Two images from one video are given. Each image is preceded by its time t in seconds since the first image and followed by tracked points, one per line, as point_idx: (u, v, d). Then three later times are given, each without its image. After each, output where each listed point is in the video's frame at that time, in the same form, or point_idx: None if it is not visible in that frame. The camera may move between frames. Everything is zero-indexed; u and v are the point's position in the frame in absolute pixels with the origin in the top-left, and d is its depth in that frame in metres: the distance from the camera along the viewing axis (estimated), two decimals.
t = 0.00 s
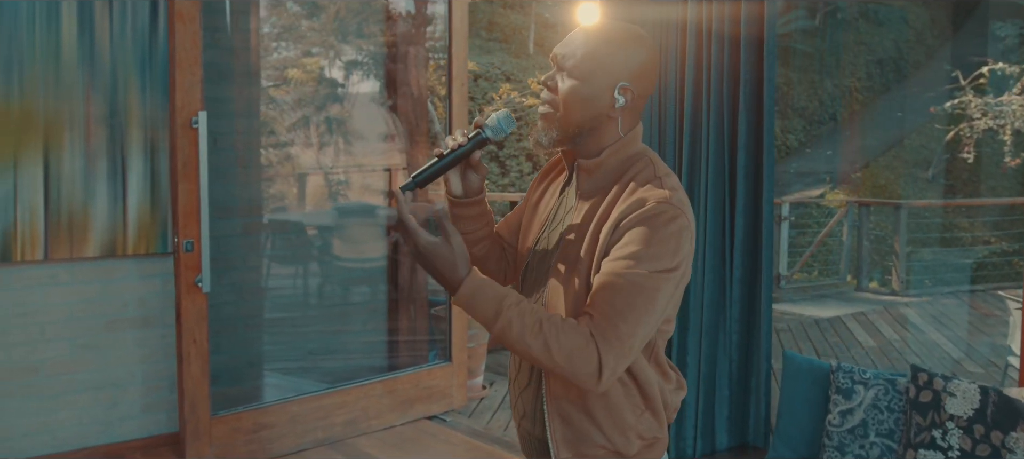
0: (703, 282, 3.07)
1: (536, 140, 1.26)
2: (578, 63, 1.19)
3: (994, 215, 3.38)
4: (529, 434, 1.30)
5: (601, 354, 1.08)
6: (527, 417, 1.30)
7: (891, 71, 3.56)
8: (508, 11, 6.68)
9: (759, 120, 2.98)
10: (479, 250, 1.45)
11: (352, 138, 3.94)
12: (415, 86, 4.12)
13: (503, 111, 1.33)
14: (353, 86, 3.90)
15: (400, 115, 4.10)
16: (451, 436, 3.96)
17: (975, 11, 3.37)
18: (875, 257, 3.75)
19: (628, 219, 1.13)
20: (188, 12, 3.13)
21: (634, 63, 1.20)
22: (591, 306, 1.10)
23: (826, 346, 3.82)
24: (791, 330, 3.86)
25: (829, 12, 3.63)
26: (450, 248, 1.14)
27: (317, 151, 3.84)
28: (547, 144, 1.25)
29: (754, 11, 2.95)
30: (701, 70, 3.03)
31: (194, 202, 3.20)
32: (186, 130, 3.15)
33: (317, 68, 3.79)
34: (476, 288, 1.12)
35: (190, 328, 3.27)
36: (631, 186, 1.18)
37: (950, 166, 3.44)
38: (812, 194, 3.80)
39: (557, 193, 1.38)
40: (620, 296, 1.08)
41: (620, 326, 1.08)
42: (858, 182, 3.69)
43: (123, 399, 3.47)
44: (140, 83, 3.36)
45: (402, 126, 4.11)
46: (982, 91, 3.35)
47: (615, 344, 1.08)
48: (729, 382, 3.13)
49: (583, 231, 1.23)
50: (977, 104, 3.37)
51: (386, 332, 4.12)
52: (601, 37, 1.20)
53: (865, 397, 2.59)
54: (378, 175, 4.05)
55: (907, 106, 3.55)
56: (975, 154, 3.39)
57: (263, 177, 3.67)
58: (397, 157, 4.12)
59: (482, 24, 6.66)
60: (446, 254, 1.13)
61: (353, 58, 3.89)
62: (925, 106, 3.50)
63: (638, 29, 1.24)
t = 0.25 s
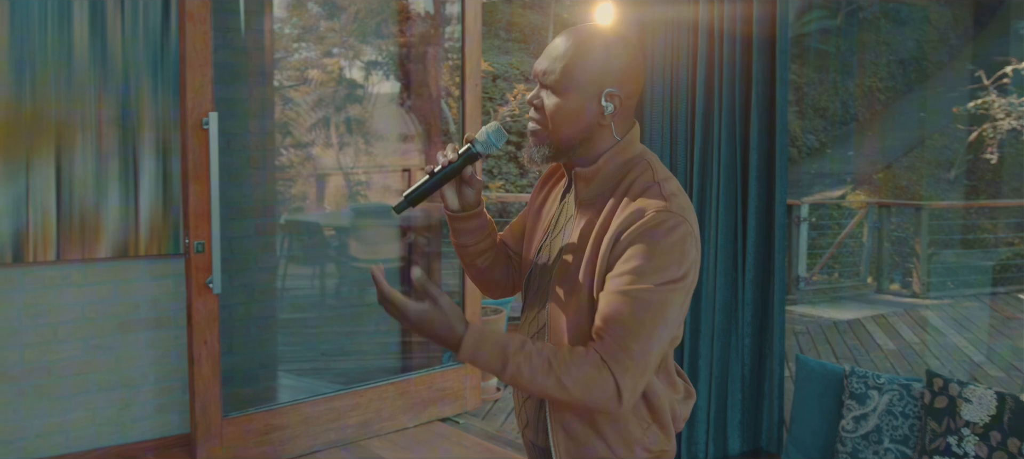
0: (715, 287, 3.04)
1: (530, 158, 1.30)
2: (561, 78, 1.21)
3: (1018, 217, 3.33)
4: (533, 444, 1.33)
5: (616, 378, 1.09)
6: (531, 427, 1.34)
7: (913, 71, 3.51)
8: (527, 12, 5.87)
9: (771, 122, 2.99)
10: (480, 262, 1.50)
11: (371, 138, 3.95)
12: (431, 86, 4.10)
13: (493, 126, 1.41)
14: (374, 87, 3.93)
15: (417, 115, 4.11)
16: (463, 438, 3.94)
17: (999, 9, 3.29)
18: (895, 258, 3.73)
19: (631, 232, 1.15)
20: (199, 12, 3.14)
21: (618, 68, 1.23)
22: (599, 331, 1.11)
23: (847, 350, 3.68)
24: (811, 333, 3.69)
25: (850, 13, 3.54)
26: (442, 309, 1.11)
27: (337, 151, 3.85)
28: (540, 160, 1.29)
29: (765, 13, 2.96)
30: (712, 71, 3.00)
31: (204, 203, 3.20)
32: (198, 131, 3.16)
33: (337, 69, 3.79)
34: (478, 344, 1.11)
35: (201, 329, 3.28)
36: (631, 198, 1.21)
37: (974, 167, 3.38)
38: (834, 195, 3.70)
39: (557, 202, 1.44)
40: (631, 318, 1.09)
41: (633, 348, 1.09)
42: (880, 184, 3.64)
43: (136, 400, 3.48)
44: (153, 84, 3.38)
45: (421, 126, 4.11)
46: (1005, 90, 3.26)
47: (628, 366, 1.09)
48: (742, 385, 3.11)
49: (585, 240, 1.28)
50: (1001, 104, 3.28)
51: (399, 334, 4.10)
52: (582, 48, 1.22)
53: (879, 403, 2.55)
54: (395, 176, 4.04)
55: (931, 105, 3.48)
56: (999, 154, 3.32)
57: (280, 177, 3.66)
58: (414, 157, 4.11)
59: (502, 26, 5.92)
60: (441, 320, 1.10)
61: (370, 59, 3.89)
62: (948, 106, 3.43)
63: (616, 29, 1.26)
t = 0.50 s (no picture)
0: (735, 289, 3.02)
1: (543, 162, 1.35)
2: (570, 73, 1.25)
3: None
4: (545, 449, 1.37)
5: (630, 386, 1.13)
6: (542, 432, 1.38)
7: (945, 71, 3.35)
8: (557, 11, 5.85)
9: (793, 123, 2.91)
10: (492, 265, 1.54)
11: (399, 139, 3.90)
12: (458, 85, 4.05)
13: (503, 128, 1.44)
14: (402, 87, 3.89)
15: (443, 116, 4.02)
16: (484, 441, 3.90)
17: None
18: (926, 260, 3.47)
19: (642, 235, 1.18)
20: (221, 13, 3.14)
21: (625, 60, 1.26)
22: (613, 338, 1.15)
23: (874, 354, 3.55)
24: (837, 335, 3.59)
25: (882, 11, 3.40)
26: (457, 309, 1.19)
27: (365, 151, 3.82)
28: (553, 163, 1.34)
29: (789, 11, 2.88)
30: (735, 69, 2.96)
31: (224, 202, 3.19)
32: (218, 131, 3.14)
33: (364, 69, 3.76)
34: (492, 346, 1.18)
35: (220, 330, 3.26)
36: (640, 200, 1.23)
37: (1006, 168, 3.32)
38: (862, 195, 3.51)
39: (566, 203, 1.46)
40: (645, 325, 1.13)
41: (647, 353, 1.13)
42: (909, 185, 3.45)
43: (157, 400, 3.48)
44: (174, 83, 3.37)
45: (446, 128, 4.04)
46: None
47: (640, 374, 1.13)
48: (763, 391, 3.04)
49: (594, 244, 1.30)
50: None
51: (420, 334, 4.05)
52: (590, 42, 1.25)
53: (901, 409, 2.52)
54: (420, 176, 3.99)
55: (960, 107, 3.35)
56: None
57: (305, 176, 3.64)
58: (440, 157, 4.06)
59: (528, 26, 5.87)
60: (457, 320, 1.18)
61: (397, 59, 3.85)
62: (979, 106, 3.33)
63: (622, 24, 1.29)
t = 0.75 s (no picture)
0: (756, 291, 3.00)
1: (554, 177, 1.29)
2: (563, 80, 1.22)
3: None
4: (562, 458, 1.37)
5: (647, 391, 1.13)
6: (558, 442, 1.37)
7: (976, 71, 3.26)
8: (582, 11, 5.31)
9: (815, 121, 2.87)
10: (501, 284, 1.54)
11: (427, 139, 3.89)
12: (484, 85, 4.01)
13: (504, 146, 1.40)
14: (428, 87, 3.87)
15: (469, 116, 3.99)
16: (504, 444, 3.85)
17: None
18: (956, 261, 3.33)
19: (649, 237, 1.19)
20: (240, 13, 3.13)
21: (612, 54, 1.25)
22: (626, 344, 1.15)
23: (902, 358, 3.44)
24: (864, 338, 3.49)
25: (911, 11, 3.33)
26: (460, 339, 1.17)
27: (393, 152, 3.81)
28: (567, 173, 1.28)
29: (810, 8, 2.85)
30: (755, 66, 3.00)
31: (244, 202, 3.18)
32: (238, 131, 3.14)
33: (392, 70, 3.76)
34: (499, 371, 1.16)
35: (241, 330, 3.25)
36: (645, 201, 1.23)
37: None
38: (893, 197, 3.43)
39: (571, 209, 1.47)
40: (659, 329, 1.13)
41: (662, 357, 1.13)
42: (940, 185, 3.36)
43: (179, 400, 3.48)
44: (195, 83, 3.37)
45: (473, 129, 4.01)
46: None
47: (656, 379, 1.13)
48: (785, 394, 2.96)
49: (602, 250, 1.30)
50: None
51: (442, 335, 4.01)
52: (576, 44, 1.24)
53: (925, 415, 2.44)
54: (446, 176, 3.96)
55: (994, 107, 3.24)
56: None
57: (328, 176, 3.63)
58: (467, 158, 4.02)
59: (556, 25, 5.22)
60: (458, 351, 1.16)
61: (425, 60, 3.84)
62: (1011, 107, 3.20)
63: (601, 23, 1.29)
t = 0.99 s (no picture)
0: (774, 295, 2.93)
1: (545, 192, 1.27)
2: (540, 94, 1.19)
3: None
4: None
5: (664, 399, 1.11)
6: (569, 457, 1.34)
7: (1006, 71, 3.16)
8: (607, 11, 5.76)
9: (835, 122, 2.82)
10: (505, 306, 1.52)
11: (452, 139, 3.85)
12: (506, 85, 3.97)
13: (489, 173, 1.45)
14: (453, 87, 3.83)
15: (492, 115, 3.95)
16: (521, 447, 3.80)
17: None
18: (983, 264, 3.22)
19: (647, 241, 1.15)
20: (256, 13, 3.12)
21: (585, 58, 1.22)
22: (638, 357, 1.12)
23: (927, 361, 3.36)
24: (889, 341, 3.40)
25: (938, 10, 3.29)
26: (469, 377, 1.17)
27: (418, 152, 3.78)
28: (557, 185, 1.25)
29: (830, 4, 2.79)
30: (774, 65, 2.95)
31: (261, 202, 3.18)
32: (254, 132, 3.13)
33: (416, 70, 3.72)
34: (512, 402, 1.15)
35: (257, 331, 3.24)
36: (642, 204, 1.20)
37: None
38: (919, 199, 3.34)
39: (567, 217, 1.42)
40: (671, 335, 1.10)
41: (676, 364, 1.10)
42: (968, 186, 3.26)
43: (195, 400, 3.48)
44: (213, 83, 3.37)
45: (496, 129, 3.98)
46: None
47: (672, 387, 1.11)
48: (803, 398, 2.89)
49: (601, 258, 1.26)
50: None
51: (460, 337, 3.98)
52: (549, 54, 1.21)
53: (946, 421, 2.37)
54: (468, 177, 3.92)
55: None
56: None
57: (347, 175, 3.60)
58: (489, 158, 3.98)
59: (579, 25, 5.71)
60: (470, 391, 1.16)
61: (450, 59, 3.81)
62: None
63: (570, 29, 1.26)
